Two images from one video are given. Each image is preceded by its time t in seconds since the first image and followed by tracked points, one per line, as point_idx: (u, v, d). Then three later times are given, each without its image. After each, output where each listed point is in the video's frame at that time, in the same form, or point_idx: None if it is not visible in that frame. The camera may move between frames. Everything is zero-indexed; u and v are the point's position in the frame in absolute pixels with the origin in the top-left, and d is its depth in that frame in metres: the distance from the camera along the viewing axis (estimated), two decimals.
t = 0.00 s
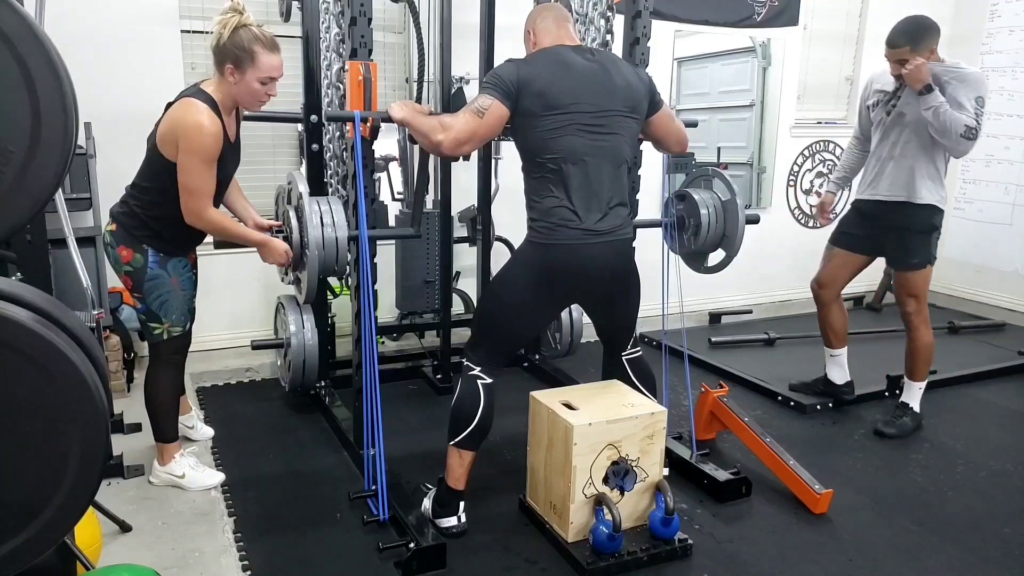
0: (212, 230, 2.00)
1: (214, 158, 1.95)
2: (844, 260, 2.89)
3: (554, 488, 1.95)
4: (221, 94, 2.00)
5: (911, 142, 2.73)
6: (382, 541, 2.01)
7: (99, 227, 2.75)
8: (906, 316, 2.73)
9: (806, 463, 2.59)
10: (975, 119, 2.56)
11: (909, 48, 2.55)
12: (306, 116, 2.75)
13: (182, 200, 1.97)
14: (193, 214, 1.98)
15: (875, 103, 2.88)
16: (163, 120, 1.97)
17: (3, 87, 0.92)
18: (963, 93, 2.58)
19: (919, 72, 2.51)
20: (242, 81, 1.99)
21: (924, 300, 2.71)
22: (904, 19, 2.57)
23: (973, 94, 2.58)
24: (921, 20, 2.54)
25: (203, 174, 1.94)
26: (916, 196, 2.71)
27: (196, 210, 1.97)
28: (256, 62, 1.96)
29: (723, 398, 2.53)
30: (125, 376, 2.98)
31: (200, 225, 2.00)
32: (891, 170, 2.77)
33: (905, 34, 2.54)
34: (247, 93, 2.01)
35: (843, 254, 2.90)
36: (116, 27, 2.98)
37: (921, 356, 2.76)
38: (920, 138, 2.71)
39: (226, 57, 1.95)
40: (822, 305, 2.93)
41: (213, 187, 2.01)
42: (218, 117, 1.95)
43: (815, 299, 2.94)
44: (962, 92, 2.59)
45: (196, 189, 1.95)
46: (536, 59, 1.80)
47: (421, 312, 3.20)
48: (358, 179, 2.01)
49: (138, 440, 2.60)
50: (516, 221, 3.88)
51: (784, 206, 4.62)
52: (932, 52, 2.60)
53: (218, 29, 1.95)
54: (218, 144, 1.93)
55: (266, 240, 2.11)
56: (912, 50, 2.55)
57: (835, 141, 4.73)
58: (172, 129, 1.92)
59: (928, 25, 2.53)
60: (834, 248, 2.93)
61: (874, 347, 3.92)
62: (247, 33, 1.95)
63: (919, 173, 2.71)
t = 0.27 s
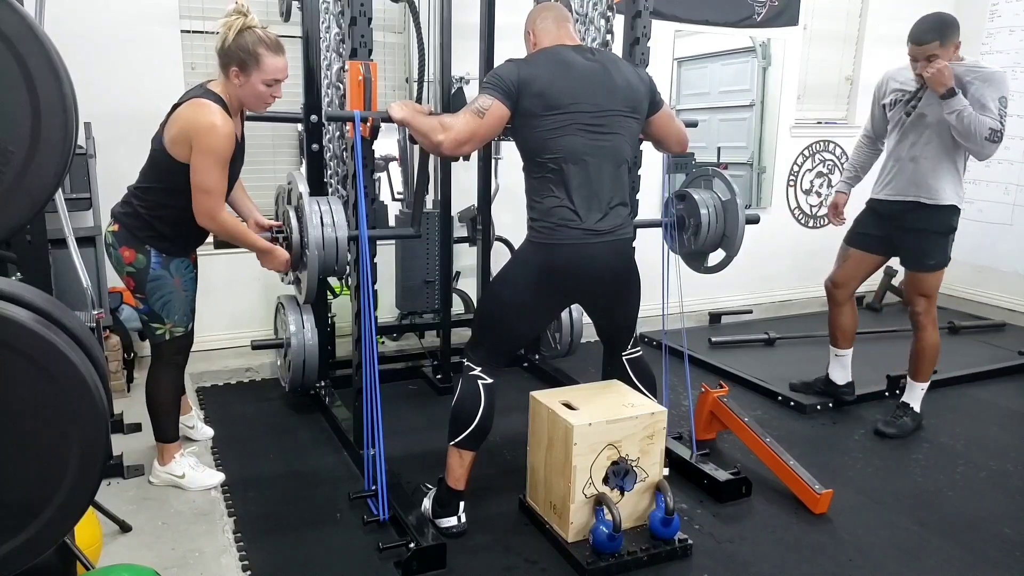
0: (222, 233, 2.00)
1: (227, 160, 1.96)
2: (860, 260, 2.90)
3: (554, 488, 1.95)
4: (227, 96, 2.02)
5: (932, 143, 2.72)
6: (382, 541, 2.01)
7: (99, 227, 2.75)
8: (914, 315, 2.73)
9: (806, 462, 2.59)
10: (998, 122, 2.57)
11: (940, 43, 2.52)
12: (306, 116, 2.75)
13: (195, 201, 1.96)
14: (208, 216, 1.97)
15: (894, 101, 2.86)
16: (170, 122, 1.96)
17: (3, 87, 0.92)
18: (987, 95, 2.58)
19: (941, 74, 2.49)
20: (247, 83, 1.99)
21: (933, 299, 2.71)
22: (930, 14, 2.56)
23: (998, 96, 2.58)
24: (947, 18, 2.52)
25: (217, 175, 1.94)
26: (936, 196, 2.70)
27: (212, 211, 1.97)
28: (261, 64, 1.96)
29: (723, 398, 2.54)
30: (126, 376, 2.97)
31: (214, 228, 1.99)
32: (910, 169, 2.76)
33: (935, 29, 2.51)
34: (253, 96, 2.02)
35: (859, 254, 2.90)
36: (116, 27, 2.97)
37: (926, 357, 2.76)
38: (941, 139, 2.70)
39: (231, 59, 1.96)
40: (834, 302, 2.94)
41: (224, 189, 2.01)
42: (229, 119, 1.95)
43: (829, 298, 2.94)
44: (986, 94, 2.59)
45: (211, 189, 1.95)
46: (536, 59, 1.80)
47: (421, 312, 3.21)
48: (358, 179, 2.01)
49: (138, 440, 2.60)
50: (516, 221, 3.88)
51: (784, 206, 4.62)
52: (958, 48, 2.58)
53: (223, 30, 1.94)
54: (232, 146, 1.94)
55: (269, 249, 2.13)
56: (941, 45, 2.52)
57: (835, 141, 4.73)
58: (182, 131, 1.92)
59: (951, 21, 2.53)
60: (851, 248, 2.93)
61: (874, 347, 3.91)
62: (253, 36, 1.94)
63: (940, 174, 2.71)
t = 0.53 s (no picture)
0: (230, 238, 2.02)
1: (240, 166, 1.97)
2: (863, 261, 2.89)
3: (554, 488, 1.95)
4: (232, 98, 2.03)
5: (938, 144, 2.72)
6: (382, 541, 2.01)
7: (99, 227, 2.75)
8: (915, 316, 2.73)
9: (806, 462, 2.59)
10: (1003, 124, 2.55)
11: (949, 39, 2.52)
12: (306, 116, 2.75)
13: (207, 207, 1.97)
14: (219, 221, 1.98)
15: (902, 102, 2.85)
16: (175, 126, 1.96)
17: (2, 87, 0.92)
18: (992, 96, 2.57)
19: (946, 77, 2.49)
20: (252, 86, 2.00)
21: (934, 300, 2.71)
22: (941, 11, 2.55)
23: (1003, 97, 2.56)
24: (957, 16, 2.52)
25: (230, 180, 1.94)
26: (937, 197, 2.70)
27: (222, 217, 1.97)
28: (267, 68, 1.97)
29: (723, 398, 2.54)
30: (126, 376, 2.97)
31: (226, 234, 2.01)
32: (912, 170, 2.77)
33: (944, 25, 2.52)
34: (258, 99, 2.03)
35: (862, 255, 2.90)
36: (115, 27, 2.97)
37: (926, 357, 2.76)
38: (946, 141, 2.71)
39: (236, 63, 1.96)
40: (835, 302, 2.93)
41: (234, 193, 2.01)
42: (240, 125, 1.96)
43: (831, 299, 2.94)
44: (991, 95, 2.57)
45: (223, 195, 1.95)
46: (536, 60, 1.80)
47: (421, 312, 3.21)
48: (358, 179, 2.01)
49: (138, 440, 2.60)
50: (516, 221, 3.88)
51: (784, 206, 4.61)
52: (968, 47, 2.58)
53: (228, 35, 1.94)
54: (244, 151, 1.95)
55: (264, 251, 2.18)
56: (950, 41, 2.52)
57: (835, 141, 4.73)
58: (191, 136, 1.92)
59: (962, 18, 2.53)
60: (854, 250, 2.93)
61: (874, 347, 3.91)
62: (257, 40, 1.94)
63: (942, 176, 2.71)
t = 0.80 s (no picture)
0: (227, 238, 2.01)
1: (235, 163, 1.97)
2: (861, 261, 2.89)
3: (554, 488, 1.95)
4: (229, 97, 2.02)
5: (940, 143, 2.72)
6: (382, 541, 2.01)
7: (99, 227, 2.75)
8: (914, 317, 2.73)
9: (806, 462, 2.59)
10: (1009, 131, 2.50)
11: (939, 36, 2.54)
12: (306, 116, 2.75)
13: (205, 206, 1.97)
14: (217, 220, 1.98)
15: (902, 109, 2.86)
16: (172, 124, 1.95)
17: (2, 88, 0.92)
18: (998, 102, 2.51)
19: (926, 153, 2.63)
20: (248, 83, 2.00)
21: (932, 301, 2.70)
22: (931, 13, 2.55)
23: (1009, 101, 2.49)
24: (948, 15, 2.51)
25: (227, 180, 1.94)
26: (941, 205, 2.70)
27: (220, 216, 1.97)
28: (262, 64, 1.97)
29: (723, 398, 2.53)
30: (126, 376, 2.97)
31: (223, 233, 2.00)
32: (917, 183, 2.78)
33: (933, 24, 2.53)
34: (254, 96, 2.02)
35: (860, 254, 2.90)
36: (115, 27, 2.97)
37: (925, 358, 2.76)
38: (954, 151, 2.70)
39: (231, 60, 1.96)
40: (835, 302, 2.93)
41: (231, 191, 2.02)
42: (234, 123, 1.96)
43: (830, 298, 2.94)
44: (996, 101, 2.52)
45: (223, 195, 1.95)
46: (542, 60, 1.80)
47: (421, 312, 3.21)
48: (358, 179, 2.00)
49: (138, 440, 2.60)
50: (516, 221, 3.88)
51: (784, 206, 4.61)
52: (962, 45, 2.56)
53: (223, 32, 1.95)
54: (242, 150, 1.97)
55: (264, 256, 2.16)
56: (941, 38, 2.53)
57: (835, 141, 4.72)
58: (186, 135, 1.92)
59: (957, 15, 2.53)
60: (851, 249, 2.94)
61: (874, 347, 3.91)
62: (253, 36, 1.94)
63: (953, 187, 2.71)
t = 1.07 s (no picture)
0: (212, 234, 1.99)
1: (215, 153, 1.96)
2: (860, 261, 2.89)
3: (554, 488, 1.95)
4: (206, 85, 2.01)
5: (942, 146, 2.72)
6: (382, 541, 2.01)
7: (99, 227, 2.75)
8: (913, 318, 2.72)
9: (806, 462, 2.59)
10: (1012, 136, 2.52)
11: (935, 34, 2.54)
12: (306, 116, 2.75)
13: (188, 199, 1.96)
14: (201, 212, 1.97)
15: (901, 109, 2.86)
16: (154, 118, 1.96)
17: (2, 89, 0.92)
18: (1000, 104, 2.52)
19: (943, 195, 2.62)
20: (224, 69, 1.98)
21: (930, 302, 2.69)
22: (929, 11, 2.55)
23: (1012, 103, 2.50)
24: (944, 14, 2.52)
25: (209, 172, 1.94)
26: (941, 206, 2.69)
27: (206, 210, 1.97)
28: (235, 48, 1.96)
29: (723, 398, 2.53)
30: (125, 376, 2.98)
31: (207, 226, 1.99)
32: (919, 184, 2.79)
33: (929, 22, 2.54)
34: (230, 82, 2.01)
35: (859, 255, 2.90)
36: (115, 27, 2.97)
37: (924, 358, 2.76)
38: (954, 152, 2.70)
39: (204, 47, 1.95)
40: (834, 303, 2.94)
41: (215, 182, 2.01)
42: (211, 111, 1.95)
43: (828, 299, 2.94)
44: (998, 103, 2.53)
45: (203, 186, 1.94)
46: (537, 63, 1.80)
47: (421, 312, 3.21)
48: (358, 179, 2.00)
49: (137, 440, 2.60)
50: (516, 221, 3.88)
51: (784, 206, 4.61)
52: (959, 44, 2.56)
53: (194, 19, 1.93)
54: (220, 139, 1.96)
55: (249, 268, 2.07)
56: (937, 36, 2.54)
57: (835, 141, 4.72)
58: (165, 127, 1.92)
59: (955, 14, 2.53)
60: (851, 249, 2.94)
61: (874, 347, 3.91)
62: (224, 21, 1.93)
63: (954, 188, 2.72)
